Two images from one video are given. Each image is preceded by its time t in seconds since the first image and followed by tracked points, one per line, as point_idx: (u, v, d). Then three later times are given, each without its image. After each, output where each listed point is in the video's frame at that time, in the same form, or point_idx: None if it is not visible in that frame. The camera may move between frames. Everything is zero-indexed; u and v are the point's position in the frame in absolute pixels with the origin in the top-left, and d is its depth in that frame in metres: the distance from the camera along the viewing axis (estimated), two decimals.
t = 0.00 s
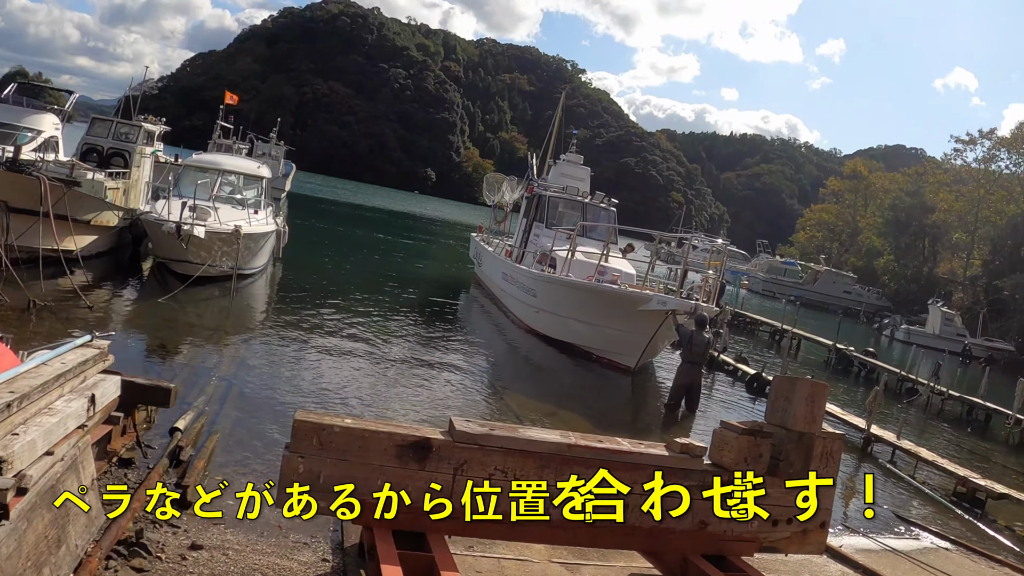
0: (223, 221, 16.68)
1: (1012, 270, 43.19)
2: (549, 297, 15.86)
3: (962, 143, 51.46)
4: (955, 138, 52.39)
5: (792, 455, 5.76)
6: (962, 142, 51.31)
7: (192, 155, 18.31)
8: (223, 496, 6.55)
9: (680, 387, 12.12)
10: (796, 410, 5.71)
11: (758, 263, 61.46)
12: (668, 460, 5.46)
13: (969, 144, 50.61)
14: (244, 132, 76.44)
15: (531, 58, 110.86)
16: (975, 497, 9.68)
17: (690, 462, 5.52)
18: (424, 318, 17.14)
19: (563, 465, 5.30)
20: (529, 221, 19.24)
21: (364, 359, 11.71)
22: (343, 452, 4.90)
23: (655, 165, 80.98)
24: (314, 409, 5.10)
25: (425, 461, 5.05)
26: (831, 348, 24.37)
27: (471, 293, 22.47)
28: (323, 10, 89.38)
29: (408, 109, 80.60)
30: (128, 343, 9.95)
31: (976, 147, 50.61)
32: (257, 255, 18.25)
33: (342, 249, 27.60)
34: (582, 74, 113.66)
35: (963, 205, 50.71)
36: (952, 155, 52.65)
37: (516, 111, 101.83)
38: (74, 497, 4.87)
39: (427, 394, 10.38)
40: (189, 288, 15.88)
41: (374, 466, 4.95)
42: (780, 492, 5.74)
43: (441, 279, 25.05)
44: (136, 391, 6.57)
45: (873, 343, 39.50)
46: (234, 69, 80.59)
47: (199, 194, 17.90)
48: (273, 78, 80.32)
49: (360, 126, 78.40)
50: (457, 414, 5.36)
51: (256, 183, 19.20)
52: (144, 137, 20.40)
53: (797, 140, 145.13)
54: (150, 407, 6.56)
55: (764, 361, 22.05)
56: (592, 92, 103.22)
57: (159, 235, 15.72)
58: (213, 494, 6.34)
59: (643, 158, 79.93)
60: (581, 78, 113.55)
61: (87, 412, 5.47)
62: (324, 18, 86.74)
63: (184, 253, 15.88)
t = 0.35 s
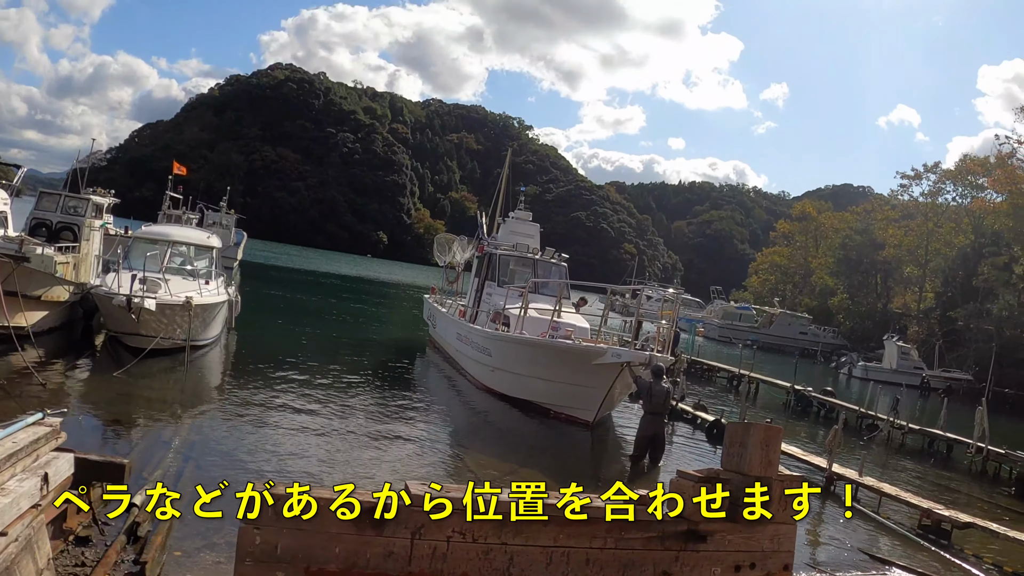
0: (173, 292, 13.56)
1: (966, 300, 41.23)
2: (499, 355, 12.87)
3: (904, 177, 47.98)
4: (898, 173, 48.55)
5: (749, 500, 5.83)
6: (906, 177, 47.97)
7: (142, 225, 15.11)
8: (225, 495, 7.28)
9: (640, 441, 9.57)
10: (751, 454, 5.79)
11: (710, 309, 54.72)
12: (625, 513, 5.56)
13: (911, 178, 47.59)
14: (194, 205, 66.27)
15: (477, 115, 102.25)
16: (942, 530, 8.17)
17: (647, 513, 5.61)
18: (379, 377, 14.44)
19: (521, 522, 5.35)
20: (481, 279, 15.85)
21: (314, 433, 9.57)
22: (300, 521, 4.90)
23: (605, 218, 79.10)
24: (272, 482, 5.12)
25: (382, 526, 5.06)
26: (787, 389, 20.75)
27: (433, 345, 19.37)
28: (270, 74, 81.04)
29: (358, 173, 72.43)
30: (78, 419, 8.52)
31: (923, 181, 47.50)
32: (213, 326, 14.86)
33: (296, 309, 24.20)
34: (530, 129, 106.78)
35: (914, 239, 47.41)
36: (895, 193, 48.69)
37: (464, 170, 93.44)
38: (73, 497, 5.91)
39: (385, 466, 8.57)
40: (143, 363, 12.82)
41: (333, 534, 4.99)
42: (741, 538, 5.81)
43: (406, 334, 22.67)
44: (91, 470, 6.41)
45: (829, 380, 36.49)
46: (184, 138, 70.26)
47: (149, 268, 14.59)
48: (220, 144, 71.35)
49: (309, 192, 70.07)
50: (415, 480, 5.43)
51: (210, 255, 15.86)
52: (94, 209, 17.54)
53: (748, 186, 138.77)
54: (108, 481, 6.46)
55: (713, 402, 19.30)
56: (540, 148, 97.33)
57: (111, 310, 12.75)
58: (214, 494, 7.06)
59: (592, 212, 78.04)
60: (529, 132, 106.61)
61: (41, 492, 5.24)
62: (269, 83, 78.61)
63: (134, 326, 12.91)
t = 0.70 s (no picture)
0: (137, 321, 13.23)
1: (932, 317, 41.34)
2: (466, 382, 12.73)
3: (868, 197, 48.16)
4: (861, 193, 48.74)
5: (720, 519, 5.82)
6: (869, 196, 48.15)
7: (107, 254, 14.77)
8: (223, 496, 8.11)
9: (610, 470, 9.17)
10: (719, 474, 5.77)
11: (679, 331, 54.85)
12: (594, 536, 5.54)
13: (876, 198, 47.75)
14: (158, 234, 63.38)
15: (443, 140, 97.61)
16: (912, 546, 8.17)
17: (616, 535, 5.60)
18: (348, 405, 14.22)
19: (490, 548, 5.33)
20: (447, 305, 15.66)
21: (286, 462, 9.50)
22: (267, 550, 4.90)
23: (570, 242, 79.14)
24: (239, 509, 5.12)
25: (349, 553, 5.06)
26: (756, 410, 20.29)
27: (401, 371, 19.08)
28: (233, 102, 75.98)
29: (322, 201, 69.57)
30: (43, 450, 8.38)
31: (886, 200, 47.80)
32: (177, 355, 14.41)
33: (263, 337, 23.67)
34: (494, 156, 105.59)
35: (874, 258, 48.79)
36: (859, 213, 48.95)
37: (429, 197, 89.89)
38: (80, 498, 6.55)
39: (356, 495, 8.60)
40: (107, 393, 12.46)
41: (299, 562, 4.96)
42: (711, 557, 5.81)
43: (372, 360, 22.34)
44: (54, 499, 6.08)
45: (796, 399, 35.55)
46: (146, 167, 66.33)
47: (112, 297, 14.21)
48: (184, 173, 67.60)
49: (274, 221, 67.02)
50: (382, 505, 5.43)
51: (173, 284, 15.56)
52: (59, 237, 17.40)
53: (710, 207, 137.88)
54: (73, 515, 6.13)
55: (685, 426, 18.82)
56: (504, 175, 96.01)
57: (75, 338, 12.38)
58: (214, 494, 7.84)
59: (558, 236, 78.49)
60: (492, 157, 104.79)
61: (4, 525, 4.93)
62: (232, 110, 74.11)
63: (98, 355, 12.55)
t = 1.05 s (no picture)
0: (103, 352, 12.95)
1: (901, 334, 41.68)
2: (435, 409, 12.69)
3: (835, 217, 48.70)
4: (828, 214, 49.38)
5: (691, 544, 5.95)
6: (836, 216, 48.69)
7: (72, 286, 14.39)
8: (225, 495, 8.90)
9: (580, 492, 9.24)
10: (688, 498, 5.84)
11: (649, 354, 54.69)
12: (566, 563, 5.59)
13: (843, 218, 48.41)
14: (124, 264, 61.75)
15: (410, 168, 97.03)
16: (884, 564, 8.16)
17: (587, 562, 5.64)
18: (317, 434, 14.05)
19: None
20: (415, 332, 15.72)
21: (256, 485, 9.42)
22: None
23: (539, 267, 79.48)
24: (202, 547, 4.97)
25: None
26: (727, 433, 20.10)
27: (370, 401, 18.91)
28: (201, 131, 74.05)
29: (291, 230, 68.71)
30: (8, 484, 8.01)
31: (852, 221, 48.52)
32: (144, 386, 14.14)
33: (228, 368, 23.23)
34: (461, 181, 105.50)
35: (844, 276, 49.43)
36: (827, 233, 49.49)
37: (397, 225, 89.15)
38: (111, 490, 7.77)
39: (324, 522, 8.45)
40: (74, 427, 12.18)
41: None
42: None
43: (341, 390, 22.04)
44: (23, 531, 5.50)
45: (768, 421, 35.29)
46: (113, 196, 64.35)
47: (78, 329, 13.84)
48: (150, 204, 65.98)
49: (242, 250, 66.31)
50: (350, 538, 5.35)
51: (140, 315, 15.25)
52: (24, 268, 17.19)
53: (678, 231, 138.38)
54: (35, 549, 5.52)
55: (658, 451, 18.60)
56: (472, 201, 95.66)
57: (42, 371, 12.07)
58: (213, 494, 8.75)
59: (527, 262, 78.80)
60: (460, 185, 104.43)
61: None
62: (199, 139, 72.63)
63: (64, 387, 12.21)
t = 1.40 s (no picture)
0: (72, 357, 12.77)
1: (873, 337, 42.03)
2: (407, 413, 12.63)
3: (807, 220, 48.91)
4: (800, 217, 49.65)
5: (662, 547, 5.95)
6: (808, 219, 48.91)
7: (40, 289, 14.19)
8: (225, 496, 9.16)
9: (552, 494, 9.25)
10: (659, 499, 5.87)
11: (621, 358, 54.54)
12: (535, 567, 5.59)
13: (815, 221, 48.57)
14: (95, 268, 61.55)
15: (382, 172, 96.47)
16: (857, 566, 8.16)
17: (558, 565, 5.65)
18: (289, 440, 13.92)
19: None
20: (386, 336, 15.63)
21: (228, 490, 9.34)
22: None
23: (512, 271, 79.80)
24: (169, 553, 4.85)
25: None
26: (700, 435, 20.13)
27: (342, 406, 18.77)
28: (172, 134, 73.18)
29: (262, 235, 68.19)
30: None
31: (824, 223, 48.85)
32: (114, 392, 14.04)
33: (198, 374, 22.89)
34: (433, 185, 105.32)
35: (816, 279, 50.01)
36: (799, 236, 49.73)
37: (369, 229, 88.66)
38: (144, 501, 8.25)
39: (293, 527, 8.16)
40: (42, 433, 11.98)
41: None
42: None
43: (312, 395, 21.84)
44: None
45: (742, 424, 35.26)
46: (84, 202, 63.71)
47: (46, 333, 13.67)
48: (122, 207, 65.11)
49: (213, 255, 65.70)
50: (318, 543, 5.31)
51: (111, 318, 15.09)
52: None
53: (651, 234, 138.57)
54: None
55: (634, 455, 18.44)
56: (444, 205, 94.99)
57: (9, 377, 11.91)
58: (213, 494, 9.03)
59: (499, 266, 79.02)
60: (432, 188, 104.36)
61: None
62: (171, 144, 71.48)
63: (33, 393, 12.01)
